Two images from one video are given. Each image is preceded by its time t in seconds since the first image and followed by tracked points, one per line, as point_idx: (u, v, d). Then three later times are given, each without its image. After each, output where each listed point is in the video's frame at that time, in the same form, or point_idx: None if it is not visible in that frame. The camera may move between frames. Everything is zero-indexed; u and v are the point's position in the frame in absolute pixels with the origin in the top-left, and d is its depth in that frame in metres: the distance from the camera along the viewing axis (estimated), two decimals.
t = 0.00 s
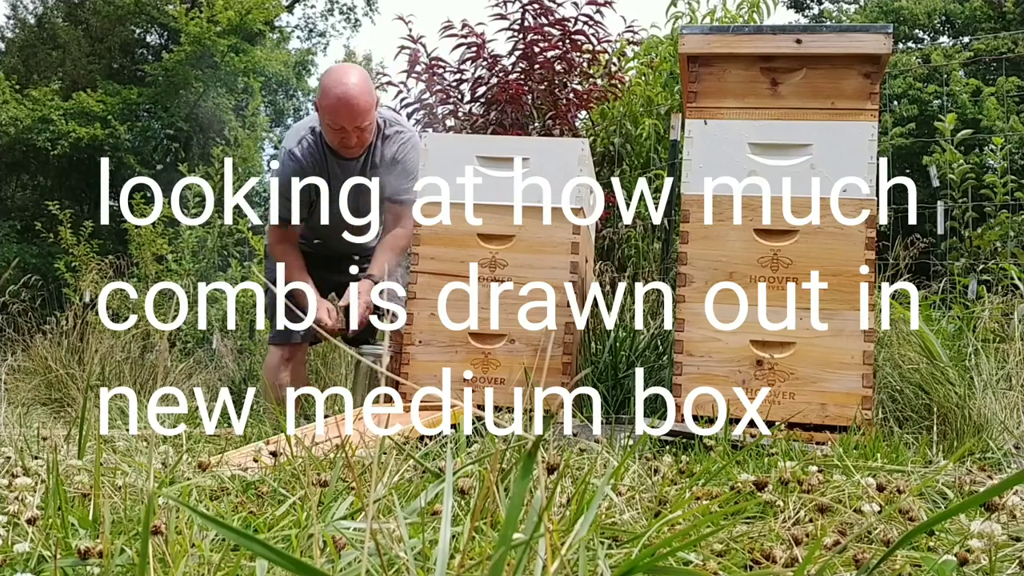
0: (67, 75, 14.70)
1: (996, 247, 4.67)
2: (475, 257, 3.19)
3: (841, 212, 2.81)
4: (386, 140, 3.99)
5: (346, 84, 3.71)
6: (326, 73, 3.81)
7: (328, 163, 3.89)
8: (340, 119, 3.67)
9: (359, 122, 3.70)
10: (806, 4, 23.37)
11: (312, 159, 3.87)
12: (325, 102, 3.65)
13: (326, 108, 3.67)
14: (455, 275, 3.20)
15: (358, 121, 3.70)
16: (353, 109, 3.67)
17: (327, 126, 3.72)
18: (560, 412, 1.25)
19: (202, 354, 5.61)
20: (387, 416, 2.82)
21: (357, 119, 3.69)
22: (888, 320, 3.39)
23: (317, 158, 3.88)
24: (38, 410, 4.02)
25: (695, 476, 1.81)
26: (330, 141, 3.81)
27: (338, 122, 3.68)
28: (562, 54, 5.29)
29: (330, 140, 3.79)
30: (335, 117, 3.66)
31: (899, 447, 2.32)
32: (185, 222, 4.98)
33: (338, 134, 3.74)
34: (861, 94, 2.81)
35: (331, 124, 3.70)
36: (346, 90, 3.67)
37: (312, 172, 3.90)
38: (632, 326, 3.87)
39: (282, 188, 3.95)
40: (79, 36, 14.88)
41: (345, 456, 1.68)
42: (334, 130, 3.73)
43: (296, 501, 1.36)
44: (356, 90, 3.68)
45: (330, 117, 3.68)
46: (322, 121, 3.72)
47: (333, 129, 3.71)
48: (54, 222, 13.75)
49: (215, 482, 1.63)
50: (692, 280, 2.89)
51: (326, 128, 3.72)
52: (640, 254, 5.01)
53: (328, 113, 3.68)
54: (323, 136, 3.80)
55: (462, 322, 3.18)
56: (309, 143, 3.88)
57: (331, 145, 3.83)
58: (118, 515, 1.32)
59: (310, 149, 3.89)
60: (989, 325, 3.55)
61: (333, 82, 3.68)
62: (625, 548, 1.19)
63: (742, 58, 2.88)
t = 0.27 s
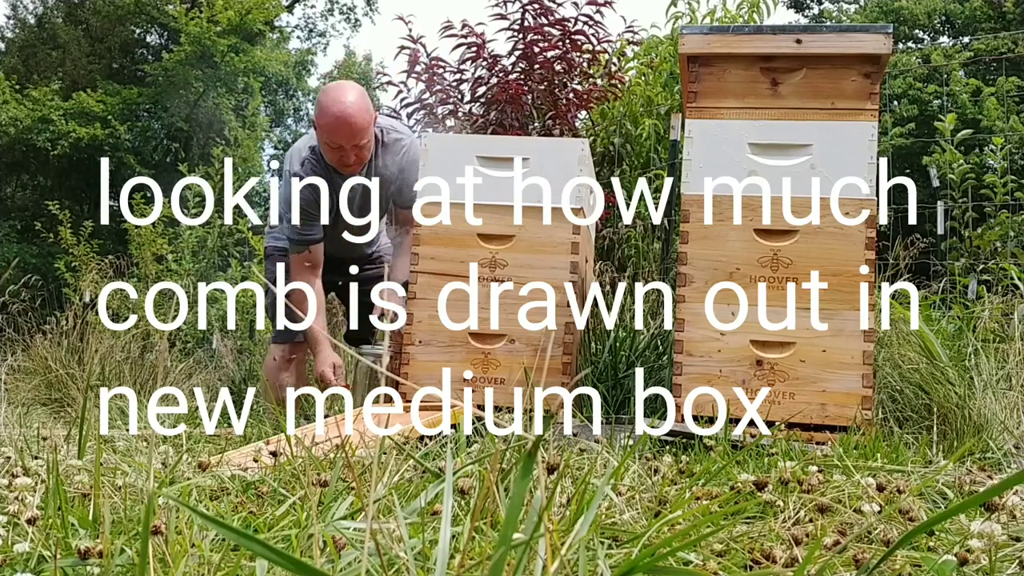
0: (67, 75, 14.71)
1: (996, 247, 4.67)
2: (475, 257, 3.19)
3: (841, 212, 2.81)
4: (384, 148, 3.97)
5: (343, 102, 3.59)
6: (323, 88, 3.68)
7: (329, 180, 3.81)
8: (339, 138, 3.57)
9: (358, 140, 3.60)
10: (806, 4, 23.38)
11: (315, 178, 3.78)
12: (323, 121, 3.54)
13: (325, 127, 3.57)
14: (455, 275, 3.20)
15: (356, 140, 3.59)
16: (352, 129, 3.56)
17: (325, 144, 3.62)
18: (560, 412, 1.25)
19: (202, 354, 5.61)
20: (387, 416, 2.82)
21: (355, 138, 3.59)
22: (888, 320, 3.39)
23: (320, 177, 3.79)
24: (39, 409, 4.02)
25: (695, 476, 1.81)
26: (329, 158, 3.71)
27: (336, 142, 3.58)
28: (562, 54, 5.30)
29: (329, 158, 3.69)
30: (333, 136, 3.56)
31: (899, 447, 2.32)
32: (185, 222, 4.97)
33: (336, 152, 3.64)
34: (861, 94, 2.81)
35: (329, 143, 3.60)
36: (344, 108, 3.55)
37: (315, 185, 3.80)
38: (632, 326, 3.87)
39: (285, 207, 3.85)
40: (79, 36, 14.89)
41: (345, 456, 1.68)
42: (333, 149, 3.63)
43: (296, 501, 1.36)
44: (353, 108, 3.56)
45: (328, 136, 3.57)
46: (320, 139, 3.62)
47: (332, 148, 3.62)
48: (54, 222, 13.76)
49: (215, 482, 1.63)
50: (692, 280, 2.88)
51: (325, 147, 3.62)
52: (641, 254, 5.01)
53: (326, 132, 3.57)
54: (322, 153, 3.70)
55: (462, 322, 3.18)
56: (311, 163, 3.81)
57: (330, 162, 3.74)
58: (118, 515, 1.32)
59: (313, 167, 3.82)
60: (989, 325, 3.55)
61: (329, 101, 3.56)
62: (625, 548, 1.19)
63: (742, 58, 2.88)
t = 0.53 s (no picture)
0: (67, 75, 14.71)
1: (996, 247, 4.67)
2: (476, 257, 3.19)
3: (841, 212, 2.81)
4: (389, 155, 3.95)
5: (349, 118, 3.57)
6: (328, 103, 3.66)
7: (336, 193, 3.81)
8: (345, 154, 3.56)
9: (364, 155, 3.59)
10: (806, 4, 23.39)
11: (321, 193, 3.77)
12: (329, 138, 3.53)
13: (330, 144, 3.55)
14: (455, 276, 3.20)
15: (363, 154, 3.58)
16: (358, 145, 3.55)
17: (331, 160, 3.60)
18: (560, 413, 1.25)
19: (202, 354, 5.60)
20: (387, 415, 2.82)
21: (361, 153, 3.58)
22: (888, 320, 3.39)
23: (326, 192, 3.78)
24: (39, 409, 4.01)
25: (695, 476, 1.80)
26: (335, 173, 3.70)
27: (342, 158, 3.57)
28: (562, 54, 5.30)
29: (335, 173, 3.68)
30: (339, 153, 3.55)
31: (899, 447, 2.31)
32: (185, 222, 4.97)
33: (343, 168, 3.63)
34: (861, 94, 2.81)
35: (336, 158, 3.58)
36: (350, 124, 3.53)
37: (321, 197, 3.78)
38: (632, 326, 3.87)
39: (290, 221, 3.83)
40: (79, 36, 14.89)
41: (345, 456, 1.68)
42: (339, 164, 3.62)
43: (296, 501, 1.36)
44: (358, 124, 3.54)
45: (335, 152, 3.56)
46: (326, 156, 3.61)
47: (338, 163, 3.61)
48: (54, 222, 13.77)
49: (215, 482, 1.63)
50: (692, 280, 2.88)
51: (331, 163, 3.61)
52: (641, 254, 5.01)
53: (332, 149, 3.56)
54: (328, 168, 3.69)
55: (462, 322, 3.18)
56: (316, 177, 3.79)
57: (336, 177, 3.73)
58: (118, 515, 1.32)
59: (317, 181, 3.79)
60: (989, 325, 3.55)
61: (334, 118, 3.55)
62: (625, 548, 1.19)
63: (742, 58, 2.88)
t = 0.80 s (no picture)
0: (67, 76, 14.71)
1: (996, 247, 4.68)
2: (476, 257, 3.19)
3: (841, 212, 2.81)
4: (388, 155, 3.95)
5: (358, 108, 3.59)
6: (334, 96, 3.66)
7: (340, 188, 3.80)
8: (354, 145, 3.55)
9: (373, 145, 3.58)
10: (806, 4, 23.39)
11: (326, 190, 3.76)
12: (339, 127, 3.52)
13: (339, 135, 3.55)
14: (456, 276, 3.20)
15: (374, 142, 3.58)
16: (366, 135, 3.54)
17: (340, 152, 3.59)
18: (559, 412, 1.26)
19: (202, 354, 5.60)
20: (388, 416, 2.82)
21: (370, 144, 3.57)
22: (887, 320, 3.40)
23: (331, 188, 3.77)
24: (39, 409, 4.01)
25: (695, 476, 1.80)
26: (342, 166, 3.68)
27: (351, 148, 3.56)
28: (562, 54, 5.30)
29: (342, 165, 3.67)
30: (349, 143, 3.54)
31: (899, 447, 2.31)
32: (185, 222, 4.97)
33: (351, 159, 3.62)
34: (861, 94, 2.81)
35: (346, 148, 3.56)
36: (361, 113, 3.54)
37: (325, 196, 3.76)
38: (633, 326, 3.87)
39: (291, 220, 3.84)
40: (79, 36, 14.90)
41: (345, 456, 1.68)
42: (347, 156, 3.61)
43: (296, 501, 1.36)
44: (366, 115, 3.55)
45: (345, 142, 3.55)
46: (334, 147, 3.59)
47: (346, 154, 3.59)
48: (54, 222, 13.78)
49: (215, 482, 1.63)
50: (692, 280, 2.88)
51: (339, 154, 3.59)
52: (641, 254, 5.00)
53: (340, 139, 3.55)
54: (334, 162, 3.68)
55: (462, 322, 3.18)
56: (317, 172, 3.76)
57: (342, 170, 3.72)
58: (118, 515, 1.32)
59: (320, 176, 3.76)
60: (989, 325, 3.55)
61: (342, 109, 3.55)
62: (625, 548, 1.19)
63: (742, 58, 2.88)
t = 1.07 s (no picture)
0: (67, 76, 14.72)
1: (996, 247, 4.68)
2: (476, 257, 3.19)
3: (841, 212, 2.81)
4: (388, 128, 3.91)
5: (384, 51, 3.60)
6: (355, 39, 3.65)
7: (344, 134, 3.69)
8: (379, 80, 3.53)
9: (395, 87, 3.57)
10: (806, 4, 23.39)
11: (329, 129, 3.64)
12: (368, 64, 3.51)
13: (366, 68, 3.52)
14: (456, 276, 3.20)
15: (398, 86, 3.58)
16: (392, 74, 3.54)
17: (360, 86, 3.54)
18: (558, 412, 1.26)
19: (202, 354, 5.60)
20: (387, 416, 2.82)
21: (392, 85, 3.56)
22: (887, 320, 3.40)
23: (335, 129, 3.65)
24: (39, 409, 4.01)
25: (695, 476, 1.80)
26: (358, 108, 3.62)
27: (375, 84, 3.53)
28: (562, 54, 5.30)
29: (357, 105, 3.60)
30: (375, 77, 3.52)
31: (899, 447, 2.31)
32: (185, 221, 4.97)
33: (369, 98, 3.57)
34: (861, 94, 2.81)
35: (370, 86, 3.53)
36: (389, 54, 3.55)
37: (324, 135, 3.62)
38: (633, 326, 3.87)
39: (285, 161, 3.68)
40: (79, 36, 14.91)
41: (345, 456, 1.68)
42: (366, 94, 3.56)
43: (296, 501, 1.36)
44: (395, 56, 3.55)
45: (371, 79, 3.52)
46: (356, 81, 3.55)
47: (367, 90, 3.54)
48: (54, 222, 13.79)
49: (215, 482, 1.63)
50: (692, 280, 2.88)
51: (361, 92, 3.55)
52: (640, 254, 5.00)
53: (366, 73, 3.52)
54: (350, 101, 3.61)
55: (462, 322, 3.18)
56: (323, 110, 3.65)
57: (353, 113, 3.65)
58: (117, 515, 1.32)
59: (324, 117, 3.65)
60: (989, 325, 3.54)
61: (371, 47, 3.54)
62: (625, 548, 1.19)
63: (742, 58, 2.88)
